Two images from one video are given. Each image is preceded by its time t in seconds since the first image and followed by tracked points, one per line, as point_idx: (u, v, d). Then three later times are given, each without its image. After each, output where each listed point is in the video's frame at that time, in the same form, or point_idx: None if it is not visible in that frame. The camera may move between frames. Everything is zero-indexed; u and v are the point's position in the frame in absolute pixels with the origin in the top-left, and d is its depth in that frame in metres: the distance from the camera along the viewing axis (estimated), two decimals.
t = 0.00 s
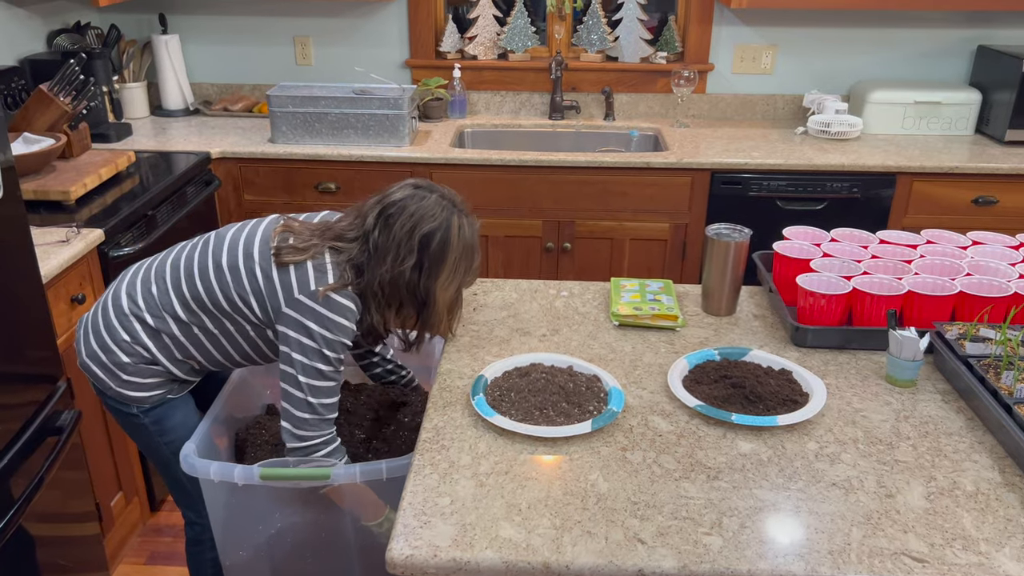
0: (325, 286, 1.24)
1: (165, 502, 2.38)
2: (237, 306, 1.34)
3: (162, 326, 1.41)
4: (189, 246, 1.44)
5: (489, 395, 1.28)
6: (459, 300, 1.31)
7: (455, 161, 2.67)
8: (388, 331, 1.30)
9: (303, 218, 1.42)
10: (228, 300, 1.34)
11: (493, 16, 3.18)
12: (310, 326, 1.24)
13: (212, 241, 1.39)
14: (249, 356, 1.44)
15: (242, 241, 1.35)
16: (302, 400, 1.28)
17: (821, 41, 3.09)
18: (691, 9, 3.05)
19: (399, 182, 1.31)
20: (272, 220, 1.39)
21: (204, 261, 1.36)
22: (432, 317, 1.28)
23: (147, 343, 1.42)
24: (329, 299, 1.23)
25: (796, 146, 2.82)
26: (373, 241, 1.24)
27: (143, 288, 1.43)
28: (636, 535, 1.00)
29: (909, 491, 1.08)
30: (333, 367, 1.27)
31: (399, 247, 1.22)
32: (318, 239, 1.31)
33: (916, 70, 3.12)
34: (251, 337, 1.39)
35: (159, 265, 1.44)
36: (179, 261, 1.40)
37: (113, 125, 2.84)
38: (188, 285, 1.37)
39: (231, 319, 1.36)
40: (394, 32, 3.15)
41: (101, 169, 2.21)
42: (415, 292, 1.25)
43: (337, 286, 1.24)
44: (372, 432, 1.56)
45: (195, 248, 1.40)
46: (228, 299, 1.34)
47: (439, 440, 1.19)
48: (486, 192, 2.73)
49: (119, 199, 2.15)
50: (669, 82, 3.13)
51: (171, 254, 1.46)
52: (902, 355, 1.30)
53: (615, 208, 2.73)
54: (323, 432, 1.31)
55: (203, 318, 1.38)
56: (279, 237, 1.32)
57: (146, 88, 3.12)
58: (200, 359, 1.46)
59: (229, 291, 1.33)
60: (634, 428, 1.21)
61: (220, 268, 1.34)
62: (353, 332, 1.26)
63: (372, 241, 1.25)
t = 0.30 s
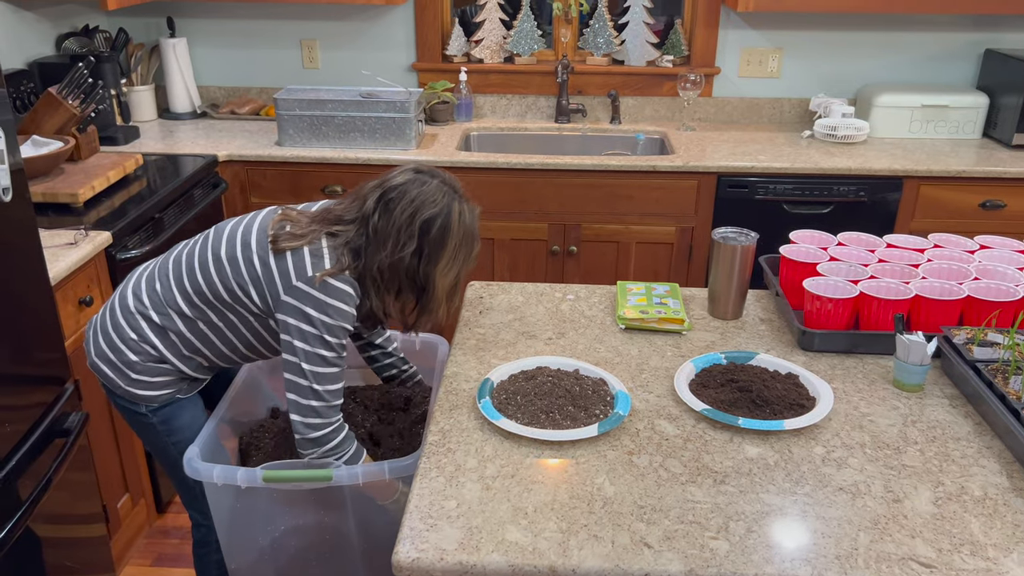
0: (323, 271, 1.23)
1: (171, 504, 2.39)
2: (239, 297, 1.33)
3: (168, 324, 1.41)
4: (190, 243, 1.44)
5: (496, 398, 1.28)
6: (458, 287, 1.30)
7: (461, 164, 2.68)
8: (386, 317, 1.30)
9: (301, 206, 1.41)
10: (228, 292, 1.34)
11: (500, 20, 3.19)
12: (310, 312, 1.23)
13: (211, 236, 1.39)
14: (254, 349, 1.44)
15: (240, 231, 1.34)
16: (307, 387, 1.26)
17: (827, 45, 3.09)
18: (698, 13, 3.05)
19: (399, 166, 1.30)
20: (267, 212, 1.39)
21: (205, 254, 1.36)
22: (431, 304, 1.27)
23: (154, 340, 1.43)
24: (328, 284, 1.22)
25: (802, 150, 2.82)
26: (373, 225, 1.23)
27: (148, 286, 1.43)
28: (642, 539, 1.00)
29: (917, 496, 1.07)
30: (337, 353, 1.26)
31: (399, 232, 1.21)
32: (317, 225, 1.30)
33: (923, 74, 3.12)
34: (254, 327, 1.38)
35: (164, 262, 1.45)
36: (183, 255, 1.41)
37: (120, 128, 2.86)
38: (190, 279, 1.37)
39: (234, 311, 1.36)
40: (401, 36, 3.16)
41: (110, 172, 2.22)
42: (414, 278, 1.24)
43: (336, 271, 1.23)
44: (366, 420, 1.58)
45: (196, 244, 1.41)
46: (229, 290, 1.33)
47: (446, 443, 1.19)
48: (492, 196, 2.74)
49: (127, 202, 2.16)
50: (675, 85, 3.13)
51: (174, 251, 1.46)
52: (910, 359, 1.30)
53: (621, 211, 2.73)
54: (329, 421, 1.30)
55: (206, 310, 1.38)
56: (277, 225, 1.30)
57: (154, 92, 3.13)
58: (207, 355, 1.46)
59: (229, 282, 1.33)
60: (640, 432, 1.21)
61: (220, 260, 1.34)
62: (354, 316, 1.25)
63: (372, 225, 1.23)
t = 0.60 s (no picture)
0: (323, 252, 1.21)
1: (181, 507, 2.40)
2: (244, 288, 1.33)
3: (181, 322, 1.42)
4: (194, 241, 1.44)
5: (506, 402, 1.29)
6: (460, 265, 1.29)
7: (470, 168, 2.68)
8: (387, 296, 1.28)
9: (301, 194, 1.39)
10: (234, 284, 1.33)
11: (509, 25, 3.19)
12: (309, 293, 1.21)
13: (213, 232, 1.39)
14: (264, 339, 1.43)
15: (241, 221, 1.33)
16: (303, 369, 1.23)
17: (837, 50, 3.09)
18: (707, 18, 3.05)
19: (401, 144, 1.29)
20: (268, 202, 1.37)
21: (209, 248, 1.36)
22: (432, 281, 1.26)
23: (167, 339, 1.44)
24: (329, 265, 1.21)
25: (812, 154, 2.82)
26: (374, 201, 1.23)
27: (159, 285, 1.44)
28: (653, 545, 1.00)
29: (929, 502, 1.07)
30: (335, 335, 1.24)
31: (400, 207, 1.20)
32: (319, 206, 1.29)
33: (934, 78, 3.11)
34: (261, 317, 1.38)
35: (172, 260, 1.46)
36: (191, 253, 1.41)
37: (132, 132, 2.87)
38: (197, 275, 1.37)
39: (240, 302, 1.36)
40: (411, 40, 3.17)
41: (122, 176, 2.24)
42: (415, 254, 1.23)
43: (336, 250, 1.22)
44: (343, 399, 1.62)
45: (201, 241, 1.41)
46: (234, 282, 1.33)
47: (456, 447, 1.19)
48: (502, 200, 2.74)
49: (138, 205, 2.18)
50: (685, 89, 3.13)
51: (181, 250, 1.47)
52: (922, 365, 1.29)
53: (630, 215, 2.73)
54: (322, 404, 1.28)
55: (213, 304, 1.38)
56: (278, 211, 1.29)
57: (166, 96, 3.15)
58: (221, 351, 1.46)
59: (233, 274, 1.32)
60: (650, 437, 1.21)
61: (223, 251, 1.33)
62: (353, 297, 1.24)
63: (373, 201, 1.23)
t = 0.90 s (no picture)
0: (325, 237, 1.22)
1: (189, 508, 2.41)
2: (251, 282, 1.34)
3: (193, 322, 1.43)
4: (200, 241, 1.46)
5: (512, 406, 1.29)
6: (462, 250, 1.29)
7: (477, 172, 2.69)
8: (388, 281, 1.29)
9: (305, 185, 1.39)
10: (241, 280, 1.35)
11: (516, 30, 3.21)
12: (307, 275, 1.21)
13: (218, 230, 1.40)
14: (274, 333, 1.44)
15: (245, 216, 1.34)
16: (286, 347, 1.21)
17: (844, 54, 3.09)
18: (714, 22, 3.06)
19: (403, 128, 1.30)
20: (271, 197, 1.38)
21: (215, 246, 1.37)
22: (434, 265, 1.26)
23: (180, 339, 1.45)
24: (331, 250, 1.22)
25: (819, 159, 2.82)
26: (376, 184, 1.23)
27: (171, 286, 1.46)
28: (658, 548, 1.00)
29: (935, 507, 1.07)
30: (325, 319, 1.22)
31: (402, 190, 1.21)
32: (322, 193, 1.30)
33: (941, 83, 3.11)
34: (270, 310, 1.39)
35: (182, 261, 1.47)
36: (198, 253, 1.42)
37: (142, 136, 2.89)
38: (205, 273, 1.38)
39: (247, 296, 1.37)
40: (418, 45, 3.19)
41: (131, 179, 2.25)
42: (418, 238, 1.23)
43: (338, 234, 1.22)
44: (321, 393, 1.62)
45: (206, 241, 1.42)
46: (240, 277, 1.34)
47: (462, 450, 1.20)
48: (508, 204, 2.75)
49: (147, 209, 2.19)
50: (691, 94, 3.13)
51: (190, 250, 1.48)
52: (928, 370, 1.29)
53: (636, 219, 2.73)
54: (288, 383, 1.24)
55: (221, 300, 1.39)
56: (281, 202, 1.30)
57: (175, 100, 3.17)
58: (233, 349, 1.47)
59: (240, 269, 1.34)
60: (656, 441, 1.22)
61: (228, 247, 1.34)
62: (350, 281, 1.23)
63: (375, 184, 1.23)
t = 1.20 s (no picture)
0: (341, 250, 1.23)
1: (193, 509, 2.41)
2: (262, 290, 1.35)
3: (198, 325, 1.44)
4: (210, 245, 1.46)
5: (516, 408, 1.29)
6: (471, 259, 1.29)
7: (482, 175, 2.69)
8: (399, 290, 1.29)
9: (316, 195, 1.39)
10: (251, 287, 1.35)
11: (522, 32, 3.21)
12: (330, 293, 1.23)
13: (229, 235, 1.40)
14: (282, 339, 1.45)
15: (257, 223, 1.35)
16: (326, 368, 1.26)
17: (850, 58, 3.09)
18: (720, 26, 3.06)
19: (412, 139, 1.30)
20: (283, 203, 1.39)
21: (226, 252, 1.38)
22: (444, 276, 1.26)
23: (185, 343, 1.45)
24: (347, 265, 1.22)
25: (825, 162, 2.81)
26: (387, 196, 1.23)
27: (177, 289, 1.46)
28: (663, 551, 1.00)
29: (940, 511, 1.07)
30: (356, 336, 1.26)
31: (413, 202, 1.21)
32: (333, 204, 1.30)
33: (948, 86, 3.10)
34: (279, 318, 1.40)
35: (190, 264, 1.47)
36: (207, 258, 1.43)
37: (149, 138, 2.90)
38: (215, 279, 1.39)
39: (257, 304, 1.38)
40: (424, 47, 3.20)
41: (138, 181, 2.26)
42: (428, 249, 1.23)
43: (352, 248, 1.22)
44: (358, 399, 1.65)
45: (216, 246, 1.42)
46: (251, 285, 1.35)
47: (467, 452, 1.20)
48: (514, 207, 2.75)
49: (154, 211, 2.20)
50: (697, 97, 3.13)
51: (199, 253, 1.49)
52: (933, 374, 1.29)
53: (641, 222, 2.73)
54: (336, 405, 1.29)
55: (231, 306, 1.40)
56: (294, 213, 1.30)
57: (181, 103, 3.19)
58: (238, 354, 1.48)
59: (251, 277, 1.34)
60: (660, 444, 1.22)
61: (240, 254, 1.35)
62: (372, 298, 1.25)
63: (386, 196, 1.23)
